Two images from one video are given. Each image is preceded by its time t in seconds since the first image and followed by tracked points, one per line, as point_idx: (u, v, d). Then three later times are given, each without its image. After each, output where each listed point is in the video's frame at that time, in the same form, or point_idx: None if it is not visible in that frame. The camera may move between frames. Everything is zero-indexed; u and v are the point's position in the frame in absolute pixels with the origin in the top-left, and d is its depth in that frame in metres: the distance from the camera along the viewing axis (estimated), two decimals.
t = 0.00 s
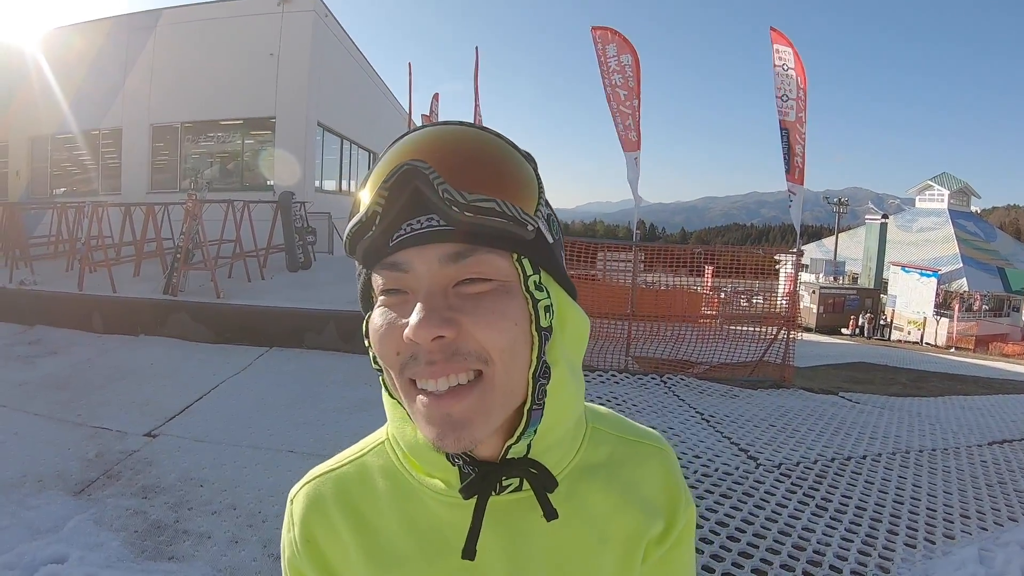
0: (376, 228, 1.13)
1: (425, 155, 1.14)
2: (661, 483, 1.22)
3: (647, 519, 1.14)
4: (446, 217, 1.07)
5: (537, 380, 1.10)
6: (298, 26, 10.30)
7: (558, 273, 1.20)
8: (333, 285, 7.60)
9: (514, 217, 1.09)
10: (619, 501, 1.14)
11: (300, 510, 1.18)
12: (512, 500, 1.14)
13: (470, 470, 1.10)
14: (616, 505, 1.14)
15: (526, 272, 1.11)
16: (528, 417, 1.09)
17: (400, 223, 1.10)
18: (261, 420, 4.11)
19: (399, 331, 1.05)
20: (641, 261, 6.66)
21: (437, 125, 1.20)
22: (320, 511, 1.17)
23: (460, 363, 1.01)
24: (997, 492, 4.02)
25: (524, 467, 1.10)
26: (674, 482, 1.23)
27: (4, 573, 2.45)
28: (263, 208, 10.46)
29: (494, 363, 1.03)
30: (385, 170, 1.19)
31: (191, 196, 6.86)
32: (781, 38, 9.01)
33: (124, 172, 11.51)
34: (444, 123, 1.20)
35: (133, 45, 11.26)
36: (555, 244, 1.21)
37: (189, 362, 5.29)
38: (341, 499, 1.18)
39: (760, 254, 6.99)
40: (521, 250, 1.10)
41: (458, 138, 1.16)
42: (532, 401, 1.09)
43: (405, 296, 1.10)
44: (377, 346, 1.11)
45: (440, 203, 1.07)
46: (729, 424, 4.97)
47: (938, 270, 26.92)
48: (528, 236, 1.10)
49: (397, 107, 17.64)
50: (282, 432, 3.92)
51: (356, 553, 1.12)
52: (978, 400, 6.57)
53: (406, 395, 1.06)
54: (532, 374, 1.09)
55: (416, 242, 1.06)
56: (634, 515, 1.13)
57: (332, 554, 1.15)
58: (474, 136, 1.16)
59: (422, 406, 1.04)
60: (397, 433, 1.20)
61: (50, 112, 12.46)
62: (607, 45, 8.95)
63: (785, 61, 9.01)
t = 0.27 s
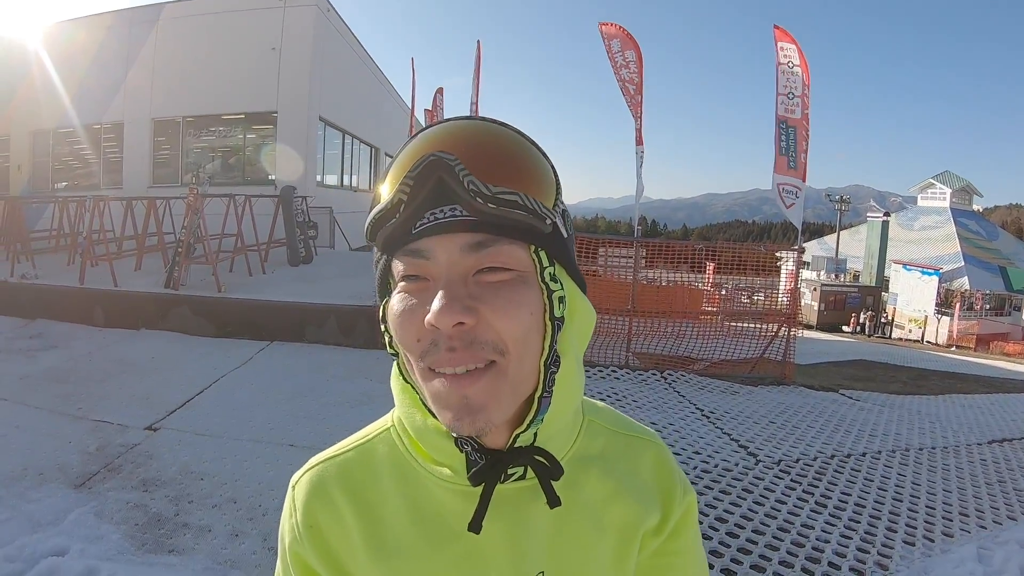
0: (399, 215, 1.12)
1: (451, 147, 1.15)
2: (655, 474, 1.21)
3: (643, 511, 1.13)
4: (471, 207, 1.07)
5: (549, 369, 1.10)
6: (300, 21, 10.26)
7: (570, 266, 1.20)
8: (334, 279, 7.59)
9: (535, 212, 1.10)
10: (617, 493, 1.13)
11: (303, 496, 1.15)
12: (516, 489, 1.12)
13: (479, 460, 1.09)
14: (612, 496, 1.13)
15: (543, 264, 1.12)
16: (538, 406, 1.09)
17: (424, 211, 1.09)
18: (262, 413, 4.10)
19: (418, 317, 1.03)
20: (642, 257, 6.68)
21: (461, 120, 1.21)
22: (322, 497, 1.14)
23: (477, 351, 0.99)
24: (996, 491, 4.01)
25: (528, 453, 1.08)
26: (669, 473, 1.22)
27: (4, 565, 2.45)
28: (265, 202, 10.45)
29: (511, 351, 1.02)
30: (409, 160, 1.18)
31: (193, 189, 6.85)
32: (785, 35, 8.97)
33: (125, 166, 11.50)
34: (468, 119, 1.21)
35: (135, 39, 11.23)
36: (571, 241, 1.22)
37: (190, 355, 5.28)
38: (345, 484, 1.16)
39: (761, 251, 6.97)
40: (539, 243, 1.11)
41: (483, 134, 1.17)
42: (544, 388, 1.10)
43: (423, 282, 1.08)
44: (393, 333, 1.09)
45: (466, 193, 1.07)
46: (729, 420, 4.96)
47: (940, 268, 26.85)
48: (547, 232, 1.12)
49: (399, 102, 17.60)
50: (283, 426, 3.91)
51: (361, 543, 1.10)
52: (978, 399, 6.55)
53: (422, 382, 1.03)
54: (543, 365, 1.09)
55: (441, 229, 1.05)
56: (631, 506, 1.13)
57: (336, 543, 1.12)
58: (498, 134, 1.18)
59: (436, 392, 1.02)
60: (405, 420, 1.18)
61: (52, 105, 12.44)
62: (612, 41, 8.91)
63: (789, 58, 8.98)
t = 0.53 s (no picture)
0: (413, 205, 1.09)
1: (465, 134, 1.13)
2: (668, 475, 1.16)
3: (649, 511, 1.10)
4: (487, 195, 1.06)
5: (558, 355, 1.08)
6: (301, 14, 10.22)
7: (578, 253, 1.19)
8: (335, 274, 7.58)
9: (548, 198, 1.10)
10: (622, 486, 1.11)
11: (314, 477, 1.16)
12: (521, 477, 1.10)
13: (484, 445, 1.08)
14: (617, 491, 1.11)
15: (553, 251, 1.11)
16: (544, 391, 1.07)
17: (439, 199, 1.07)
18: (263, 407, 4.10)
19: (435, 305, 1.02)
20: (642, 253, 6.66)
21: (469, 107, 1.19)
22: (333, 480, 1.14)
23: (497, 335, 0.99)
24: (995, 489, 3.99)
25: (533, 442, 1.07)
26: (682, 474, 1.17)
27: (4, 557, 2.45)
28: (266, 196, 10.43)
29: (527, 337, 1.01)
30: (420, 149, 1.16)
31: (194, 183, 6.84)
32: (788, 32, 8.89)
33: (127, 160, 11.49)
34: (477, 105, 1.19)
35: (136, 33, 11.20)
36: (577, 228, 1.21)
37: (191, 349, 5.28)
38: (355, 469, 1.15)
39: (762, 247, 6.92)
40: (550, 229, 1.11)
41: (494, 122, 1.16)
42: (551, 373, 1.08)
43: (439, 270, 1.06)
44: (407, 323, 1.08)
45: (482, 180, 1.06)
46: (729, 416, 4.95)
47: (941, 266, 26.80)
48: (559, 219, 1.12)
49: (400, 96, 17.52)
50: (283, 420, 3.91)
51: (368, 526, 1.10)
52: (978, 398, 6.53)
53: (440, 372, 1.03)
54: (554, 350, 1.07)
55: (457, 217, 1.04)
56: (636, 504, 1.10)
57: (343, 526, 1.12)
58: (508, 121, 1.17)
59: (458, 382, 1.01)
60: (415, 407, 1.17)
61: (53, 99, 12.41)
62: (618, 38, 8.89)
63: (791, 54, 8.91)
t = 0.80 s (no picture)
0: (426, 231, 1.07)
1: (479, 157, 1.11)
2: (671, 485, 1.16)
3: (655, 518, 1.10)
4: (504, 221, 1.05)
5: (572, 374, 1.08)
6: (303, 12, 10.22)
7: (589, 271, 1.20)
8: (337, 272, 7.58)
9: (563, 221, 1.11)
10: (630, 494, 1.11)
11: (320, 482, 1.15)
12: (532, 487, 1.11)
13: (494, 459, 1.06)
14: (624, 501, 1.11)
15: (568, 272, 1.12)
16: (557, 409, 1.06)
17: (454, 225, 1.05)
18: (264, 406, 4.09)
19: (453, 333, 1.01)
20: (644, 252, 6.64)
21: (479, 123, 1.17)
22: (338, 486, 1.13)
23: (518, 362, 0.99)
24: (996, 491, 3.99)
25: (544, 454, 1.05)
26: (687, 483, 1.17)
27: (6, 556, 2.45)
28: (268, 195, 10.43)
29: (546, 361, 1.02)
30: (431, 172, 1.13)
31: (196, 181, 6.84)
32: (790, 32, 8.87)
33: (128, 158, 11.49)
34: (486, 121, 1.18)
35: (139, 31, 11.20)
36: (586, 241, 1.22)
37: (192, 348, 5.28)
38: (361, 474, 1.14)
39: (764, 248, 6.91)
40: (566, 251, 1.11)
41: (507, 141, 1.14)
42: (565, 391, 1.08)
43: (454, 297, 1.05)
44: (421, 347, 1.06)
45: (500, 208, 1.05)
46: (730, 417, 4.94)
47: (942, 266, 26.76)
48: (574, 240, 1.13)
49: (402, 94, 17.50)
50: (284, 418, 3.91)
51: (374, 531, 1.09)
52: (980, 399, 6.51)
53: (458, 398, 1.03)
54: (569, 369, 1.07)
55: (475, 244, 1.02)
56: (641, 510, 1.10)
57: (349, 532, 1.11)
58: (522, 140, 1.15)
59: (477, 410, 1.02)
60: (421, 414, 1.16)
61: (54, 96, 12.40)
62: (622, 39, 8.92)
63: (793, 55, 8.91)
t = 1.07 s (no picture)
0: (426, 215, 1.07)
1: (483, 147, 1.12)
2: (664, 483, 1.16)
3: (644, 515, 1.11)
4: (504, 209, 1.06)
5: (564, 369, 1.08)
6: (305, 11, 10.22)
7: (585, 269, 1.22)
8: (337, 270, 7.58)
9: (562, 214, 1.12)
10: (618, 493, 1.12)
11: (307, 485, 1.14)
12: (522, 489, 1.10)
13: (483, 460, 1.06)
14: (613, 499, 1.11)
15: (564, 266, 1.13)
16: (547, 405, 1.07)
17: (454, 212, 1.06)
18: (264, 404, 4.10)
19: (449, 319, 1.01)
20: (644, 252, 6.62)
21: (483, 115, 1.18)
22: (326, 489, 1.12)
23: (512, 351, 0.99)
24: (995, 492, 3.98)
25: (536, 455, 1.06)
26: (677, 479, 1.18)
27: (6, 553, 2.45)
28: (269, 193, 10.43)
29: (540, 352, 1.02)
30: (437, 157, 1.14)
31: (197, 179, 6.84)
32: (787, 33, 8.84)
33: (130, 156, 11.49)
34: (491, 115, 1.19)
35: (140, 29, 11.20)
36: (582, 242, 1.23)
37: (193, 346, 5.28)
38: (349, 477, 1.14)
39: (764, 247, 6.91)
40: (562, 243, 1.12)
41: (513, 136, 1.16)
42: (556, 386, 1.09)
43: (451, 284, 1.05)
44: (415, 335, 1.06)
45: (501, 196, 1.06)
46: (730, 416, 4.94)
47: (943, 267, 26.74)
48: (570, 234, 1.14)
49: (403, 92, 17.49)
50: (284, 417, 3.91)
51: (363, 535, 1.09)
52: (980, 400, 6.51)
53: (451, 387, 1.02)
54: (561, 363, 1.08)
55: (475, 232, 1.03)
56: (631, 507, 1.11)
57: (337, 534, 1.11)
58: (527, 136, 1.17)
59: (469, 397, 1.01)
60: (409, 413, 1.15)
61: (56, 94, 12.41)
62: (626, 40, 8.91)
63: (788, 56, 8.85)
